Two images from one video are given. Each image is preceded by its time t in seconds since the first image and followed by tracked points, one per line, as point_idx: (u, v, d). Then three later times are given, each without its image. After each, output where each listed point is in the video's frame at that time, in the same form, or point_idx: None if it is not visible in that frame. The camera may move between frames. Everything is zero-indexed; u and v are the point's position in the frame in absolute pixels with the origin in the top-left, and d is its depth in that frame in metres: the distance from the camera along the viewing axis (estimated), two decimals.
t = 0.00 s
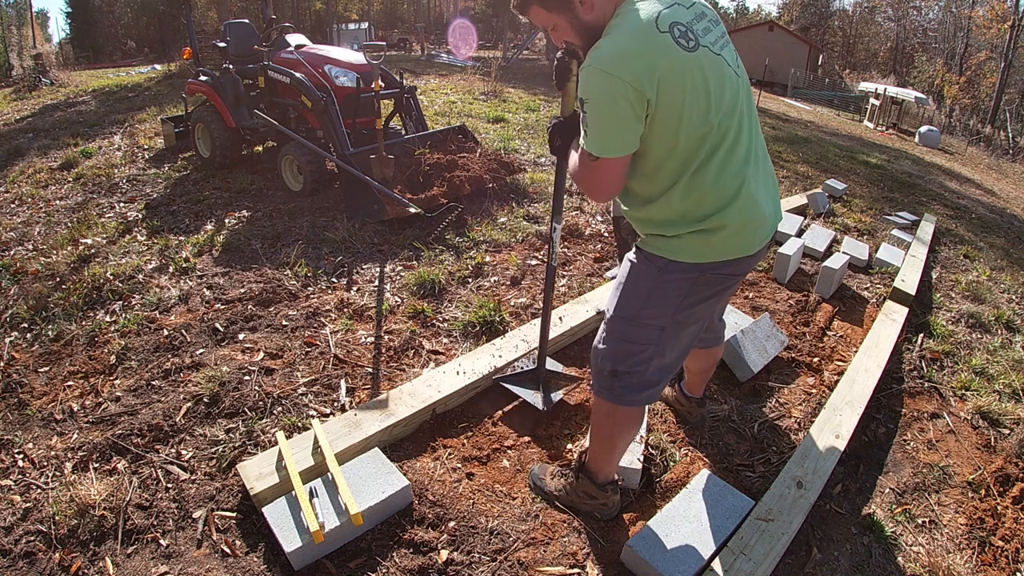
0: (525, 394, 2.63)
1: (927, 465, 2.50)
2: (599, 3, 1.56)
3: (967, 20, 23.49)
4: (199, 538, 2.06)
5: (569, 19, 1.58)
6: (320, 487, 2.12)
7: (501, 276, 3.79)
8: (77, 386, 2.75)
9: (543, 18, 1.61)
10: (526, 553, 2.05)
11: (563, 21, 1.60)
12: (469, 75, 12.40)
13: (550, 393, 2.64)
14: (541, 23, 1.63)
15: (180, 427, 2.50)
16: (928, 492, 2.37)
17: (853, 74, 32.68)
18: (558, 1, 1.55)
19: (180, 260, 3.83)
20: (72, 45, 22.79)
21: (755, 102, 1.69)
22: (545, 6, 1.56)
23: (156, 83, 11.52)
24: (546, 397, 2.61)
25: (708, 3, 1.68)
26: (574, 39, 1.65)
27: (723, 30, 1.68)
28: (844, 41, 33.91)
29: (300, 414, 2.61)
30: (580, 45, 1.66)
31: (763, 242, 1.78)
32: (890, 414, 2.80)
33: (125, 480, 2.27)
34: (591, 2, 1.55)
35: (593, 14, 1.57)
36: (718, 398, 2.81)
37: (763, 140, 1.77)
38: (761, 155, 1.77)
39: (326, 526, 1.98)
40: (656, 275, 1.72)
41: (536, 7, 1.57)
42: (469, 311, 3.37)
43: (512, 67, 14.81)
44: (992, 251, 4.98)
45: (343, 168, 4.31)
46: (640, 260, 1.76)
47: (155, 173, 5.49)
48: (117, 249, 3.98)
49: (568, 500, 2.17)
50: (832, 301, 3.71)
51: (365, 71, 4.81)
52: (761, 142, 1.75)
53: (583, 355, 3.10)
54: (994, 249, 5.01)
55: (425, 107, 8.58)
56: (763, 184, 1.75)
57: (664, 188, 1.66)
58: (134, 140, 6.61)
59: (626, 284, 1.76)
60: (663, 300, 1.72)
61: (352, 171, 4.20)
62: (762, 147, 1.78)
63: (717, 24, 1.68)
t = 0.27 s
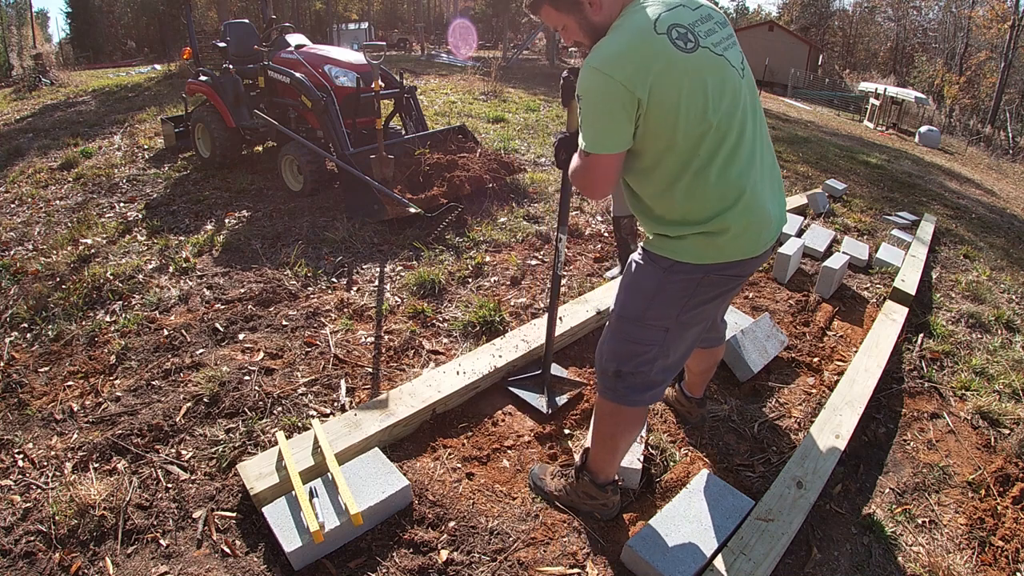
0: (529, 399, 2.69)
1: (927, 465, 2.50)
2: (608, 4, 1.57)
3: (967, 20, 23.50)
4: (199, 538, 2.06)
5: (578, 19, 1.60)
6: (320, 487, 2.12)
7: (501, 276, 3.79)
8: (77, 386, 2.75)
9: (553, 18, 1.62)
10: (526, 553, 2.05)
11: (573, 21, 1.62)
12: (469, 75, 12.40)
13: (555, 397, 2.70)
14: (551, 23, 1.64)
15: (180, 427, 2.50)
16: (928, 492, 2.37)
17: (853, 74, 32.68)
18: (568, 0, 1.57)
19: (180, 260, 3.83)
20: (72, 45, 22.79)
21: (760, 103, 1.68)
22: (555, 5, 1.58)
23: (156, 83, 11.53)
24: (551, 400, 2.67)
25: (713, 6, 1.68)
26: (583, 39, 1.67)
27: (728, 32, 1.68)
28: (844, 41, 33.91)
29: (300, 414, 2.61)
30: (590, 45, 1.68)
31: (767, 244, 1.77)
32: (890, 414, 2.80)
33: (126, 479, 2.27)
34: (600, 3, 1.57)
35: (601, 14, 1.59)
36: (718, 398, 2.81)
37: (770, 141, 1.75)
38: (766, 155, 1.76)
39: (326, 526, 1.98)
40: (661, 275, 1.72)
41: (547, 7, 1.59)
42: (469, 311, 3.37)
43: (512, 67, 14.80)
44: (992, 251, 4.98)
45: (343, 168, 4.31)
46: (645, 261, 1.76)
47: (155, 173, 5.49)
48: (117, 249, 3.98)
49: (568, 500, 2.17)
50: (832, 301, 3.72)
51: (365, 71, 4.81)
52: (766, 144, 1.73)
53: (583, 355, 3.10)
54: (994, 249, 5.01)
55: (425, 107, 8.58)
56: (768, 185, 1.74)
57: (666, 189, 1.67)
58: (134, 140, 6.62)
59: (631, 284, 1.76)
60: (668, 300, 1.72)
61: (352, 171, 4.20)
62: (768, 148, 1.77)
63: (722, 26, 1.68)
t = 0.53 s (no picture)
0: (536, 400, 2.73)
1: (927, 465, 2.50)
2: (609, 8, 1.58)
3: (967, 20, 23.50)
4: (199, 538, 2.06)
5: (580, 24, 1.62)
6: (320, 487, 2.12)
7: (501, 276, 3.79)
8: (77, 386, 2.75)
9: (554, 23, 1.65)
10: (526, 553, 2.05)
11: (574, 26, 1.63)
12: (469, 75, 12.39)
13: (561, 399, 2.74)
14: (554, 30, 1.67)
15: (180, 427, 2.50)
16: (928, 491, 2.37)
17: (853, 74, 32.68)
18: (568, 6, 1.58)
19: (180, 260, 3.83)
20: (72, 45, 22.78)
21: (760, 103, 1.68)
22: (557, 12, 1.61)
23: (156, 83, 11.52)
24: (557, 403, 2.72)
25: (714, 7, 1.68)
26: (586, 43, 1.68)
27: (728, 32, 1.68)
28: (844, 41, 33.91)
29: (300, 414, 2.61)
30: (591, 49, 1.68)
31: (768, 242, 1.77)
32: (890, 414, 2.80)
33: (126, 479, 2.27)
34: (600, 8, 1.57)
35: (601, 19, 1.59)
36: (718, 398, 2.81)
37: (770, 140, 1.75)
38: (766, 155, 1.75)
39: (326, 526, 1.98)
40: (661, 275, 1.72)
41: (548, 13, 1.62)
42: (469, 311, 3.37)
43: (512, 67, 14.81)
44: (992, 251, 4.98)
45: (343, 168, 4.31)
46: (646, 261, 1.76)
47: (155, 173, 5.49)
48: (117, 249, 3.98)
49: (568, 501, 2.17)
50: (832, 301, 3.72)
51: (365, 71, 4.81)
52: (766, 143, 1.73)
53: (583, 355, 3.10)
54: (994, 249, 5.01)
55: (425, 107, 8.58)
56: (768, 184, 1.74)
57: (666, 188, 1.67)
58: (134, 140, 6.61)
59: (631, 284, 1.77)
60: (669, 300, 1.72)
61: (352, 171, 4.20)
62: (768, 148, 1.76)
63: (722, 27, 1.68)
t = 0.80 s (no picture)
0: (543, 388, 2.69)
1: (927, 465, 2.50)
2: (607, 10, 1.58)
3: (967, 20, 23.51)
4: (199, 538, 2.06)
5: (578, 26, 1.62)
6: (320, 487, 2.12)
7: (501, 276, 3.79)
8: (77, 386, 2.75)
9: (552, 25, 1.64)
10: (526, 553, 2.05)
11: (572, 27, 1.63)
12: (469, 75, 12.40)
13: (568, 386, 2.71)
14: (552, 31, 1.66)
15: (180, 427, 2.50)
16: (928, 492, 2.37)
17: (853, 74, 32.68)
18: (566, 8, 1.58)
19: (180, 260, 3.83)
20: (72, 45, 22.78)
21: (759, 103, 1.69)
22: (556, 13, 1.60)
23: (156, 84, 11.53)
24: (563, 390, 2.68)
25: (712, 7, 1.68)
26: (584, 44, 1.68)
27: (726, 32, 1.68)
28: (844, 41, 33.91)
29: (300, 414, 2.61)
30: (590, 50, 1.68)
31: (769, 241, 1.77)
32: (890, 414, 2.80)
33: (125, 479, 2.27)
34: (598, 9, 1.57)
35: (600, 20, 1.59)
36: (718, 398, 2.81)
37: (770, 139, 1.75)
38: (767, 154, 1.75)
39: (326, 526, 1.98)
40: (665, 275, 1.72)
41: (546, 14, 1.61)
42: (469, 311, 3.37)
43: (512, 67, 14.81)
44: (993, 251, 4.97)
45: (343, 168, 4.31)
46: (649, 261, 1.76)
47: (155, 173, 5.49)
48: (117, 249, 3.98)
49: (568, 500, 2.17)
50: (832, 301, 3.72)
51: (365, 71, 4.81)
52: (766, 142, 1.73)
53: (583, 354, 3.10)
54: (994, 249, 5.01)
55: (425, 107, 8.58)
56: (769, 182, 1.74)
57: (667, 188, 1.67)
58: (134, 140, 6.61)
59: (634, 285, 1.76)
60: (672, 301, 1.72)
61: (352, 171, 4.20)
62: (768, 147, 1.77)
63: (720, 26, 1.68)
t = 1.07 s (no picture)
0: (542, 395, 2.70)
1: (927, 465, 2.50)
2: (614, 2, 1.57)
3: (967, 20, 23.52)
4: (198, 538, 2.06)
5: (583, 16, 1.59)
6: (320, 487, 2.12)
7: (501, 276, 3.80)
8: (77, 386, 2.75)
9: (556, 13, 1.60)
10: (526, 553, 2.05)
11: (576, 17, 1.60)
12: (469, 75, 12.40)
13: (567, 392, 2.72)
14: (554, 19, 1.62)
15: (180, 427, 2.50)
16: (928, 492, 2.37)
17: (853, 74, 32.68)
18: None
19: (180, 260, 3.83)
20: (72, 45, 22.78)
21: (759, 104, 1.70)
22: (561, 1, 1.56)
23: (156, 84, 11.53)
24: (563, 395, 2.69)
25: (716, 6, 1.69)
26: (586, 35, 1.66)
27: (729, 32, 1.68)
28: (844, 41, 33.91)
29: (300, 414, 2.61)
30: (592, 41, 1.66)
31: (766, 242, 1.77)
32: (890, 414, 2.80)
33: (125, 479, 2.27)
34: None
35: (606, 11, 1.57)
36: (718, 398, 2.81)
37: (768, 141, 1.76)
38: (765, 155, 1.76)
39: (325, 526, 1.98)
40: (661, 274, 1.71)
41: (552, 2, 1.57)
42: (469, 311, 3.37)
43: (512, 67, 14.81)
44: (992, 251, 4.98)
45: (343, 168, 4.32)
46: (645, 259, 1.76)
47: (155, 173, 5.49)
48: (117, 249, 3.98)
49: (568, 500, 2.17)
50: (832, 301, 3.72)
51: (365, 71, 4.81)
52: (765, 143, 1.74)
53: (583, 355, 3.10)
54: (994, 249, 5.01)
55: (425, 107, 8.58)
56: (767, 184, 1.75)
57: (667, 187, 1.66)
58: (134, 140, 6.62)
59: (631, 283, 1.76)
60: (668, 299, 1.72)
61: (352, 171, 4.20)
62: (766, 149, 1.78)
63: (723, 26, 1.68)
